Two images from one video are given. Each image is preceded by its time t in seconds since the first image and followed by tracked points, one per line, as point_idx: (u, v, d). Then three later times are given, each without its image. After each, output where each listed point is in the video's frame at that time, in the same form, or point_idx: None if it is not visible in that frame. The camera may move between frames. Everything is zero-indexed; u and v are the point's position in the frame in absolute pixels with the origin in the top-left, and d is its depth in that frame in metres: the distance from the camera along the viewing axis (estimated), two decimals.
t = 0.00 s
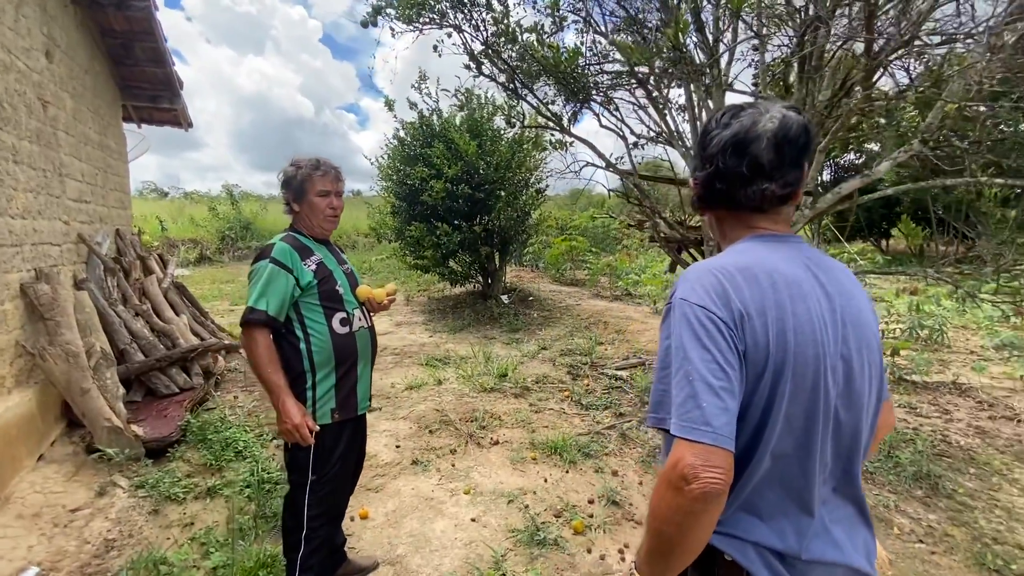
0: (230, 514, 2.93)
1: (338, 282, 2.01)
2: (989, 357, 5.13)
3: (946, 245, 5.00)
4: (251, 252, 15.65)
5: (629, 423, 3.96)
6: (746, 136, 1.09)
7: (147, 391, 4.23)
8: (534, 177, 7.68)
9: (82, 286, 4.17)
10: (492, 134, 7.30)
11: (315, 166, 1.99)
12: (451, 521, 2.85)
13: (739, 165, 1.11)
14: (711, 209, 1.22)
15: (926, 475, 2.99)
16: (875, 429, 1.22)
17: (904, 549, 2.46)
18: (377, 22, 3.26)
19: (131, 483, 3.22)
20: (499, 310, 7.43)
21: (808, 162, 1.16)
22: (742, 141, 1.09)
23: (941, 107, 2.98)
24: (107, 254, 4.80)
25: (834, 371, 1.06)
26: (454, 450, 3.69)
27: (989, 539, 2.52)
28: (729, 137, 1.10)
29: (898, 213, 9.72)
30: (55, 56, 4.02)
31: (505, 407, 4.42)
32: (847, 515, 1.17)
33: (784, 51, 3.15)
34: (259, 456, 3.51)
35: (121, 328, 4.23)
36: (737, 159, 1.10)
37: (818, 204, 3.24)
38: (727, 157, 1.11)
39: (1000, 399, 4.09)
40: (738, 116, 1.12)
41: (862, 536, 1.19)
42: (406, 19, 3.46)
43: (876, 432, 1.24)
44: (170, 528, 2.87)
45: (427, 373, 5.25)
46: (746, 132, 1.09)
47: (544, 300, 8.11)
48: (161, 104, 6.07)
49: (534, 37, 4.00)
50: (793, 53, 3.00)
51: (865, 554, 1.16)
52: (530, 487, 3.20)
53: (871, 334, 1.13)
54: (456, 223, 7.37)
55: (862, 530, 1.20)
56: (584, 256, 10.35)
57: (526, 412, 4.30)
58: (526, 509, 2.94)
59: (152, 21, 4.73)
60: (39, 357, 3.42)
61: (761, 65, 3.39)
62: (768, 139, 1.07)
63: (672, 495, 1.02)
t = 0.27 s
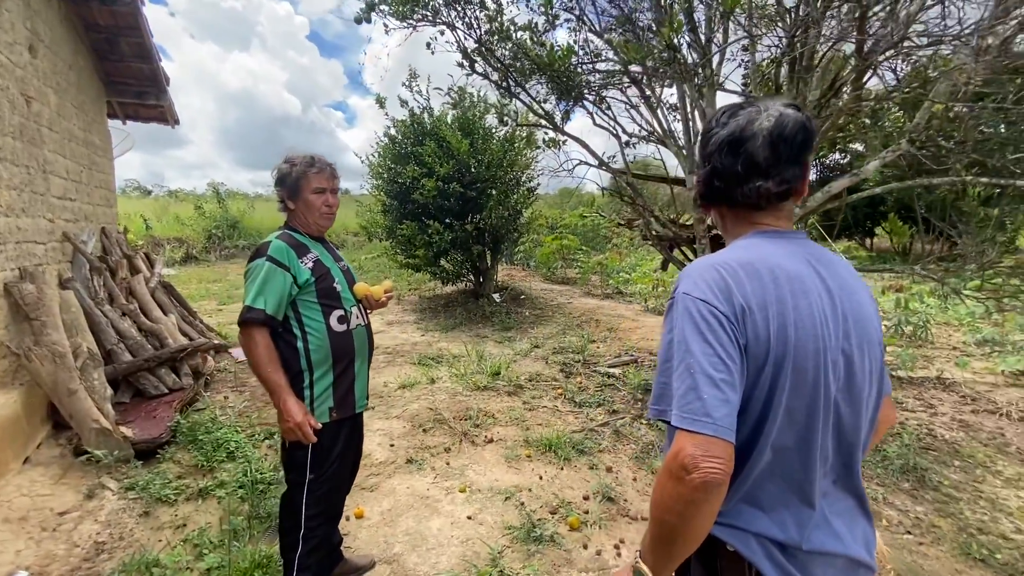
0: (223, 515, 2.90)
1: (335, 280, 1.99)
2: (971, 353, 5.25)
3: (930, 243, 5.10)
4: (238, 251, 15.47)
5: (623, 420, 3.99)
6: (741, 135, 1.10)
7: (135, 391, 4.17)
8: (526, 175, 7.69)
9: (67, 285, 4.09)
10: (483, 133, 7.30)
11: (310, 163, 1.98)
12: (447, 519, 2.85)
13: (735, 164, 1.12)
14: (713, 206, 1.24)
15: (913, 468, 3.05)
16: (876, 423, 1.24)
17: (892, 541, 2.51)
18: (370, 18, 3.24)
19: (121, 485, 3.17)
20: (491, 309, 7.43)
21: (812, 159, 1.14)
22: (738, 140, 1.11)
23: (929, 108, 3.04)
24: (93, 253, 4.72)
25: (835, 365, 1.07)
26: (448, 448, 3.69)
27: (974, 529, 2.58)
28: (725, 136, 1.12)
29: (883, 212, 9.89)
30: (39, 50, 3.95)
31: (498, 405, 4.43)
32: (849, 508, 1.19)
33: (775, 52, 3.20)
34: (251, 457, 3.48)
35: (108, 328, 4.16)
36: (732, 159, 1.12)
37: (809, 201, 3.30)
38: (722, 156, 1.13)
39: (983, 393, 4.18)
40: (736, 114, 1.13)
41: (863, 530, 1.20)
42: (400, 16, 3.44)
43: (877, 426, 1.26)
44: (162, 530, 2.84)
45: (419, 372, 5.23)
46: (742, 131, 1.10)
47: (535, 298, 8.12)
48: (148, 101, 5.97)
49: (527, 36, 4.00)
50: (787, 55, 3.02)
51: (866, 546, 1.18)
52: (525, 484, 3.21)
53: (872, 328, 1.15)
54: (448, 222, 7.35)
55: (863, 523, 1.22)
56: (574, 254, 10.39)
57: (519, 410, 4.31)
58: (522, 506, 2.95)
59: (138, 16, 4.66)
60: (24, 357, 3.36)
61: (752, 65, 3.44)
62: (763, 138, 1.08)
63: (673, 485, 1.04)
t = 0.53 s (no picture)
0: (215, 517, 2.85)
1: (331, 276, 1.96)
2: (954, 347, 5.36)
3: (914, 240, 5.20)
4: (224, 249, 15.24)
5: (616, 416, 4.00)
6: (753, 126, 1.10)
7: (121, 393, 4.08)
8: (516, 173, 7.68)
9: (50, 284, 3.98)
10: (474, 130, 7.27)
11: (304, 157, 1.95)
12: (443, 518, 2.84)
13: (746, 155, 1.12)
14: (724, 198, 1.24)
15: (902, 460, 3.10)
16: (884, 415, 1.24)
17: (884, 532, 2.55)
18: (363, 11, 3.20)
19: (108, 488, 3.10)
20: (482, 307, 7.41)
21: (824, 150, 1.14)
22: (749, 132, 1.11)
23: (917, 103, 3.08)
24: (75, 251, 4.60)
25: (845, 356, 1.08)
26: (443, 447, 3.67)
27: (962, 519, 2.64)
28: (736, 128, 1.12)
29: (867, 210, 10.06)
30: (18, 42, 3.84)
31: (492, 402, 4.42)
32: (857, 499, 1.20)
33: (766, 49, 3.26)
34: (242, 457, 3.43)
35: (92, 328, 4.06)
36: (743, 150, 1.12)
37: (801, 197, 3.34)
38: (733, 148, 1.13)
39: (967, 387, 4.27)
40: (747, 106, 1.13)
41: (872, 521, 1.21)
42: (392, 10, 3.41)
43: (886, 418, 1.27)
44: (152, 533, 2.78)
45: (412, 371, 5.20)
46: (753, 122, 1.10)
47: (526, 296, 8.12)
48: (130, 96, 5.84)
49: (520, 32, 3.99)
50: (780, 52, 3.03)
51: (874, 538, 1.19)
52: (521, 481, 3.20)
53: (883, 320, 1.16)
54: (439, 220, 7.31)
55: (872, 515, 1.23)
56: (565, 252, 10.40)
57: (513, 407, 4.30)
58: (519, 503, 2.94)
59: (121, 8, 4.55)
60: (5, 358, 3.23)
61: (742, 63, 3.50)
62: (774, 129, 1.08)
63: (681, 473, 1.04)
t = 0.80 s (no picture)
0: (203, 525, 2.77)
1: (323, 274, 1.90)
2: (939, 342, 5.45)
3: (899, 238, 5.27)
4: (206, 249, 14.94)
5: (611, 414, 3.99)
6: (773, 116, 1.12)
7: (101, 397, 3.95)
8: (506, 171, 7.64)
9: (26, 285, 3.84)
10: (463, 127, 7.21)
11: (295, 151, 1.88)
12: (439, 520, 2.79)
13: (765, 147, 1.15)
14: (743, 190, 1.27)
15: (894, 455, 3.13)
16: (907, 414, 1.25)
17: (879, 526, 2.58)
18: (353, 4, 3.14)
19: (90, 495, 2.99)
20: (472, 306, 7.35)
21: (847, 141, 1.15)
22: (769, 122, 1.13)
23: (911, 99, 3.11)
24: (52, 251, 4.45)
25: (869, 355, 1.09)
26: (436, 448, 3.62)
27: (955, 512, 2.66)
28: (756, 119, 1.14)
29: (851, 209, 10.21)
30: None
31: (485, 402, 4.37)
32: (879, 500, 1.21)
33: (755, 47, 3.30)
34: (231, 462, 3.34)
35: (71, 330, 3.94)
36: (763, 141, 1.15)
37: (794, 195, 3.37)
38: (753, 139, 1.15)
39: (953, 381, 4.34)
40: (768, 96, 1.15)
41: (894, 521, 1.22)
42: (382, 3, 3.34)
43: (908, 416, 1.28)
44: (137, 542, 2.69)
45: (402, 371, 5.13)
46: (773, 112, 1.12)
47: (516, 295, 8.09)
48: (109, 91, 5.67)
49: (512, 27, 3.95)
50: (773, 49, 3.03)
51: (896, 538, 1.20)
52: (517, 482, 3.17)
53: (907, 316, 1.16)
54: (428, 218, 7.24)
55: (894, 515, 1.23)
56: (554, 251, 10.38)
57: (507, 407, 4.26)
58: (515, 504, 2.90)
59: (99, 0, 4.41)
60: None
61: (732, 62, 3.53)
62: (795, 119, 1.10)
63: (700, 472, 1.04)
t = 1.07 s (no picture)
0: (189, 536, 2.67)
1: (314, 276, 1.81)
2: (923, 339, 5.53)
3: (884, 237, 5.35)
4: (186, 249, 14.60)
5: (605, 415, 3.95)
6: (797, 114, 1.12)
7: (79, 404, 3.81)
8: (494, 170, 7.58)
9: None
10: (451, 126, 7.13)
11: (285, 147, 1.79)
12: (434, 527, 2.72)
13: (790, 145, 1.14)
14: (765, 188, 1.26)
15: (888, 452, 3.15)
16: (938, 417, 1.24)
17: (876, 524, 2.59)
18: None
19: (68, 507, 2.86)
20: (462, 306, 7.27)
21: (872, 138, 1.15)
22: (793, 120, 1.12)
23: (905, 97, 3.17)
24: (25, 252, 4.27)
25: (899, 358, 1.07)
26: (429, 452, 3.55)
27: (950, 509, 2.68)
28: (780, 116, 1.14)
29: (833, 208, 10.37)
30: None
31: (477, 404, 4.31)
32: (912, 506, 1.19)
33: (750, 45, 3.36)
34: (217, 470, 3.23)
35: (45, 334, 3.78)
36: (787, 140, 1.14)
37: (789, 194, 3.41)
38: (777, 137, 1.14)
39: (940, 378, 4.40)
40: (792, 93, 1.14)
41: (927, 528, 1.20)
42: None
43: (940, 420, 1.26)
44: (119, 556, 2.57)
45: (392, 373, 5.04)
46: (798, 109, 1.12)
47: (505, 295, 8.03)
48: (85, 86, 5.47)
49: (504, 23, 3.89)
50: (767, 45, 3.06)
51: (929, 545, 1.18)
52: (513, 485, 3.11)
53: (939, 316, 1.15)
54: (416, 217, 7.14)
55: (927, 522, 1.21)
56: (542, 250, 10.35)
57: (500, 409, 4.21)
58: (512, 508, 2.85)
59: None
60: None
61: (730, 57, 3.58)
62: (820, 116, 1.10)
63: (725, 478, 1.04)
